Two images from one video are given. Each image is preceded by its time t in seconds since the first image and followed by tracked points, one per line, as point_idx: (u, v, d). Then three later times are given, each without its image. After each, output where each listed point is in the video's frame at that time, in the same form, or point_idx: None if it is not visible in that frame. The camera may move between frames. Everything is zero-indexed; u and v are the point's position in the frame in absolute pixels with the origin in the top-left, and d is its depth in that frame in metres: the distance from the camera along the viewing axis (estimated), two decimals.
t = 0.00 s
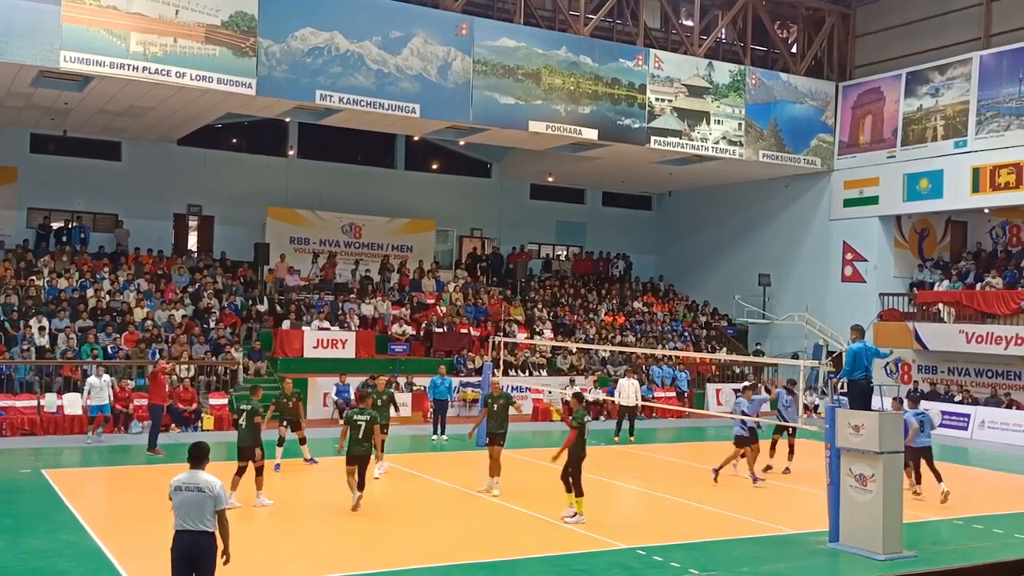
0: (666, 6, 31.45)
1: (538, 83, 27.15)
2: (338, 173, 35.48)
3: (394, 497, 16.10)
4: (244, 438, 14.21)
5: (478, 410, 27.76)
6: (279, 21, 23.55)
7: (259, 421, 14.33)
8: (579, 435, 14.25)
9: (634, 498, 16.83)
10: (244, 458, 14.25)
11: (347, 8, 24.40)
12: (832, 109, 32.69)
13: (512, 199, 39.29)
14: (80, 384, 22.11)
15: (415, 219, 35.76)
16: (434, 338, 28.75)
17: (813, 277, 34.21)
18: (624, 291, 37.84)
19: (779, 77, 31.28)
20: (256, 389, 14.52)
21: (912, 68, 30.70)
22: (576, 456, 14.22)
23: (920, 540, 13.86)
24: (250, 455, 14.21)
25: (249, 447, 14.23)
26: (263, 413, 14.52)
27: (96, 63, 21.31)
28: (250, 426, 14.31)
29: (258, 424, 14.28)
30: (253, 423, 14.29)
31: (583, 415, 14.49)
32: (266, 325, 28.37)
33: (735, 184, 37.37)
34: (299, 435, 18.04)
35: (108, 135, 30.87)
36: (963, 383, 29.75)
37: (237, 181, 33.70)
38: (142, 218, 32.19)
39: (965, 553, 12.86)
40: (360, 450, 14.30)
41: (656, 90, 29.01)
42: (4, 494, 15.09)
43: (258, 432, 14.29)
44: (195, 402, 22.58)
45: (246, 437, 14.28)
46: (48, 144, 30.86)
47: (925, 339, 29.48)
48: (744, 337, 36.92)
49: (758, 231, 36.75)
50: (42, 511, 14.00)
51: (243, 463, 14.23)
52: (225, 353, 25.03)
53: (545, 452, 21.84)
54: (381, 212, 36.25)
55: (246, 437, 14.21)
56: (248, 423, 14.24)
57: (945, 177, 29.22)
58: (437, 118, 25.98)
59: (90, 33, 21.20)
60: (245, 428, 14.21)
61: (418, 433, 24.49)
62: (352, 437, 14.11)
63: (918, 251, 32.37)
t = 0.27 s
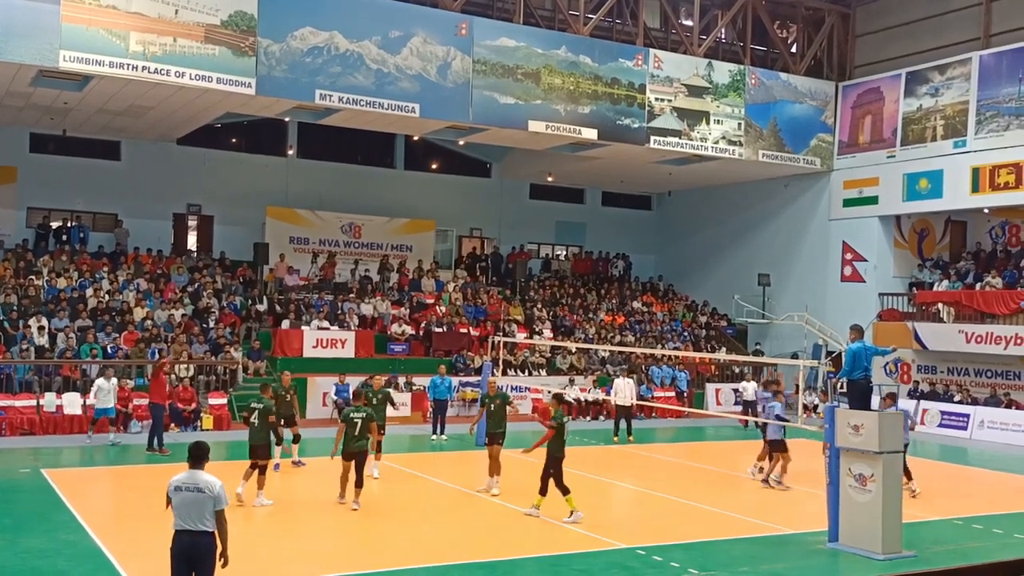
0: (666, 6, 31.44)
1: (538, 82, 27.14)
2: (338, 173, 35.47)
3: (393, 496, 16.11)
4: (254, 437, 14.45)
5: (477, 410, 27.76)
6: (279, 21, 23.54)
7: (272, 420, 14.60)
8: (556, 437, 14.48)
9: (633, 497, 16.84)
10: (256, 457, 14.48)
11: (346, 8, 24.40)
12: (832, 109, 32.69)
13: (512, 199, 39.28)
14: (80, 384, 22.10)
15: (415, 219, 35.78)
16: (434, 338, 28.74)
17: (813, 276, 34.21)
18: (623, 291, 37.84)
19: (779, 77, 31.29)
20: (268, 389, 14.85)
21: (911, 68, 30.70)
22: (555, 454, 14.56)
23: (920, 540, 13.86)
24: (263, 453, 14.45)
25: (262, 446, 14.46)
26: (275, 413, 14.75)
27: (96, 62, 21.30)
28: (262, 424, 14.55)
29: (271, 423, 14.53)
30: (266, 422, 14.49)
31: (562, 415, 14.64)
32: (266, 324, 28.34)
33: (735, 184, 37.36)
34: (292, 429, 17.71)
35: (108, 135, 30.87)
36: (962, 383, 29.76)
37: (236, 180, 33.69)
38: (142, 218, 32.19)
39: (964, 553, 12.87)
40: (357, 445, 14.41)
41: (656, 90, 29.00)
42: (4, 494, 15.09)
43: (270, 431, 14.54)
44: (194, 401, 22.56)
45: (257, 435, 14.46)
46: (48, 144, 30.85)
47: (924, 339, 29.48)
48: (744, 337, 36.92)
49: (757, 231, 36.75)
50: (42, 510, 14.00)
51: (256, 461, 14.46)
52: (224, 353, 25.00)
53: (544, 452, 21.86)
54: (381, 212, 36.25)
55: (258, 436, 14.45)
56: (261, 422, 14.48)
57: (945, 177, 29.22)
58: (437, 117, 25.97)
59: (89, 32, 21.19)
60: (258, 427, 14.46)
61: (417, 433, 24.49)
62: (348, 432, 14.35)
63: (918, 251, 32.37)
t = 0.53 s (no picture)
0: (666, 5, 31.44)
1: (537, 81, 27.14)
2: (337, 172, 35.48)
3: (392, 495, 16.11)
4: (261, 436, 14.52)
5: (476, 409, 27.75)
6: (278, 19, 23.54)
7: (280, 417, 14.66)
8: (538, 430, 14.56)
9: (632, 496, 16.87)
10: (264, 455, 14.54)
11: (346, 6, 24.39)
12: (832, 108, 32.70)
13: (511, 198, 39.28)
14: (79, 383, 22.10)
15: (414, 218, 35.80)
16: (433, 337, 28.74)
17: (812, 276, 34.24)
18: (623, 290, 37.86)
19: (779, 76, 31.30)
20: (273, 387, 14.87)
21: (911, 67, 30.71)
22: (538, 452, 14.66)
23: (919, 539, 13.89)
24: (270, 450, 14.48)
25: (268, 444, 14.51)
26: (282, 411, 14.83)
27: (96, 61, 21.30)
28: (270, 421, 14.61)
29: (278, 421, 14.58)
30: (274, 420, 14.53)
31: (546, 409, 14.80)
32: (265, 323, 28.33)
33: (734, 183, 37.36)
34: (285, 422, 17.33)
35: (107, 134, 30.86)
36: (962, 382, 29.79)
37: (236, 179, 33.70)
38: (141, 216, 32.19)
39: (963, 552, 12.88)
40: (351, 443, 14.70)
41: (656, 89, 29.01)
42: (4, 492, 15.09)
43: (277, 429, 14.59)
44: (194, 401, 22.26)
45: (264, 433, 14.49)
46: (47, 143, 30.85)
47: (923, 338, 29.50)
48: (743, 336, 36.93)
49: (757, 230, 36.76)
50: (42, 509, 14.02)
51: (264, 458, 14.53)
52: (223, 352, 24.98)
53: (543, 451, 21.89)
54: (380, 211, 36.25)
55: (265, 434, 14.49)
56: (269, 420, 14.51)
57: (944, 176, 29.23)
58: (436, 116, 25.98)
59: (89, 31, 21.19)
60: (267, 425, 14.49)
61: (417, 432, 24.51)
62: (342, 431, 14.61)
63: (917, 250, 32.38)
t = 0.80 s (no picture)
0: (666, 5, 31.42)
1: (537, 80, 27.13)
2: (336, 171, 35.45)
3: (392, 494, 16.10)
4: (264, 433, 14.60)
5: (475, 408, 27.74)
6: (278, 18, 23.52)
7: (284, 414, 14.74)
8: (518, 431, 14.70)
9: (632, 495, 16.90)
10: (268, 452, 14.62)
11: (346, 5, 24.38)
12: (831, 108, 32.69)
13: (511, 197, 39.27)
14: (78, 381, 22.07)
15: (414, 216, 35.81)
16: (433, 336, 28.73)
17: (812, 275, 34.25)
18: (622, 289, 37.86)
19: (778, 76, 31.29)
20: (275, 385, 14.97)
21: (911, 66, 30.70)
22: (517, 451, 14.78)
23: (919, 538, 13.89)
24: (274, 447, 14.56)
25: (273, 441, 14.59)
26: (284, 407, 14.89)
27: (95, 59, 21.28)
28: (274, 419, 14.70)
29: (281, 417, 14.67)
30: (277, 416, 14.63)
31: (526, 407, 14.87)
32: (265, 322, 28.28)
33: (734, 183, 37.36)
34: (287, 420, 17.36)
35: (107, 132, 30.85)
36: (961, 382, 29.81)
37: (236, 178, 33.69)
38: (141, 215, 32.17)
39: (962, 551, 12.87)
40: (347, 437, 15.11)
41: (655, 88, 28.99)
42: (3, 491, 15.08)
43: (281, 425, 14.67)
44: (194, 399, 22.29)
45: (268, 430, 14.58)
46: (47, 141, 30.83)
47: (923, 337, 29.51)
48: (743, 335, 36.92)
49: (756, 229, 36.76)
50: (42, 507, 14.03)
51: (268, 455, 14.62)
52: (223, 351, 24.94)
53: (542, 450, 21.87)
54: (380, 210, 36.23)
55: (269, 430, 14.59)
56: (272, 416, 14.60)
57: (944, 175, 29.22)
58: (436, 115, 25.96)
59: (88, 29, 21.17)
60: (270, 421, 14.58)
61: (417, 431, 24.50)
62: (338, 425, 15.07)
63: (917, 250, 32.37)
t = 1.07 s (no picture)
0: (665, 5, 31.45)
1: (537, 80, 27.13)
2: (336, 171, 35.45)
3: (391, 494, 16.12)
4: (265, 430, 14.76)
5: (474, 408, 27.74)
6: (277, 17, 23.51)
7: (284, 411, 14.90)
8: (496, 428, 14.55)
9: (632, 495, 16.93)
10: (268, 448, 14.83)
11: (346, 5, 24.38)
12: (831, 108, 32.70)
13: (510, 197, 39.28)
14: (77, 381, 22.06)
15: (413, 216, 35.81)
16: (432, 336, 28.72)
17: (811, 275, 34.26)
18: (621, 289, 37.88)
19: (778, 76, 31.31)
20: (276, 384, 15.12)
21: (910, 66, 30.71)
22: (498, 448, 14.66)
23: (918, 538, 13.91)
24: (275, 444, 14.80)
25: (274, 438, 14.82)
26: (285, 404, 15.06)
27: (95, 59, 21.27)
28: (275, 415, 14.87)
29: (282, 414, 14.85)
30: (278, 413, 14.80)
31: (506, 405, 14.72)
32: (264, 322, 28.28)
33: (734, 183, 37.38)
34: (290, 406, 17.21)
35: (106, 132, 30.83)
36: (960, 382, 29.82)
37: (235, 178, 33.69)
38: (140, 215, 32.17)
39: (961, 551, 12.88)
40: (345, 434, 15.42)
41: (655, 89, 29.00)
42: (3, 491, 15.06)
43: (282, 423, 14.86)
44: (193, 399, 22.32)
45: (270, 427, 14.76)
46: (46, 141, 30.82)
47: (922, 338, 29.51)
48: (742, 335, 36.93)
49: (755, 230, 36.78)
50: (42, 507, 14.03)
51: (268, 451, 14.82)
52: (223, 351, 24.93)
53: (541, 450, 21.88)
54: (379, 209, 36.23)
55: (271, 428, 14.76)
56: (273, 414, 14.78)
57: (943, 176, 29.23)
58: (435, 115, 25.97)
59: (88, 29, 21.17)
60: (271, 419, 14.77)
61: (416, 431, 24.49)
62: (336, 423, 15.32)
63: (916, 250, 32.37)
